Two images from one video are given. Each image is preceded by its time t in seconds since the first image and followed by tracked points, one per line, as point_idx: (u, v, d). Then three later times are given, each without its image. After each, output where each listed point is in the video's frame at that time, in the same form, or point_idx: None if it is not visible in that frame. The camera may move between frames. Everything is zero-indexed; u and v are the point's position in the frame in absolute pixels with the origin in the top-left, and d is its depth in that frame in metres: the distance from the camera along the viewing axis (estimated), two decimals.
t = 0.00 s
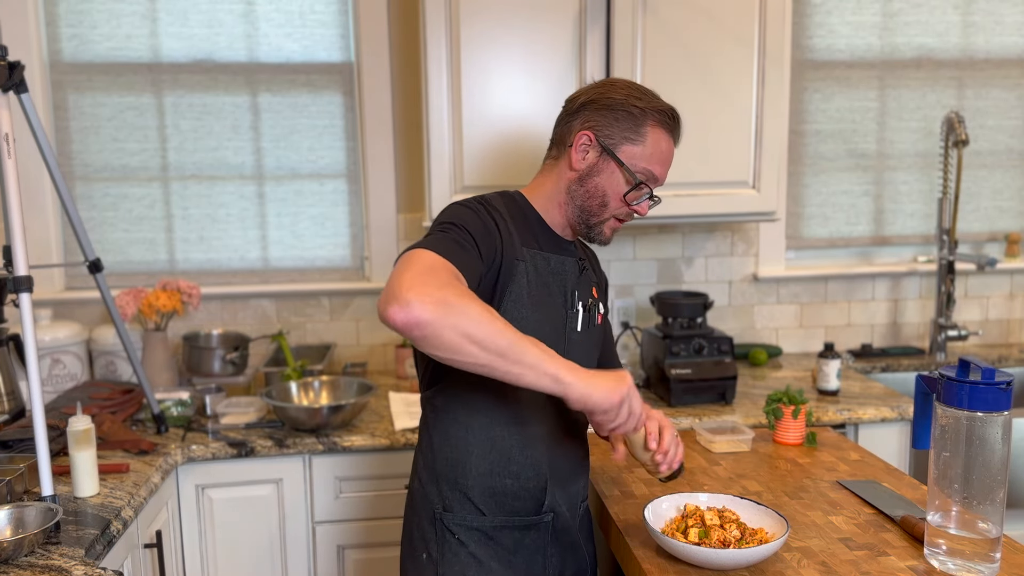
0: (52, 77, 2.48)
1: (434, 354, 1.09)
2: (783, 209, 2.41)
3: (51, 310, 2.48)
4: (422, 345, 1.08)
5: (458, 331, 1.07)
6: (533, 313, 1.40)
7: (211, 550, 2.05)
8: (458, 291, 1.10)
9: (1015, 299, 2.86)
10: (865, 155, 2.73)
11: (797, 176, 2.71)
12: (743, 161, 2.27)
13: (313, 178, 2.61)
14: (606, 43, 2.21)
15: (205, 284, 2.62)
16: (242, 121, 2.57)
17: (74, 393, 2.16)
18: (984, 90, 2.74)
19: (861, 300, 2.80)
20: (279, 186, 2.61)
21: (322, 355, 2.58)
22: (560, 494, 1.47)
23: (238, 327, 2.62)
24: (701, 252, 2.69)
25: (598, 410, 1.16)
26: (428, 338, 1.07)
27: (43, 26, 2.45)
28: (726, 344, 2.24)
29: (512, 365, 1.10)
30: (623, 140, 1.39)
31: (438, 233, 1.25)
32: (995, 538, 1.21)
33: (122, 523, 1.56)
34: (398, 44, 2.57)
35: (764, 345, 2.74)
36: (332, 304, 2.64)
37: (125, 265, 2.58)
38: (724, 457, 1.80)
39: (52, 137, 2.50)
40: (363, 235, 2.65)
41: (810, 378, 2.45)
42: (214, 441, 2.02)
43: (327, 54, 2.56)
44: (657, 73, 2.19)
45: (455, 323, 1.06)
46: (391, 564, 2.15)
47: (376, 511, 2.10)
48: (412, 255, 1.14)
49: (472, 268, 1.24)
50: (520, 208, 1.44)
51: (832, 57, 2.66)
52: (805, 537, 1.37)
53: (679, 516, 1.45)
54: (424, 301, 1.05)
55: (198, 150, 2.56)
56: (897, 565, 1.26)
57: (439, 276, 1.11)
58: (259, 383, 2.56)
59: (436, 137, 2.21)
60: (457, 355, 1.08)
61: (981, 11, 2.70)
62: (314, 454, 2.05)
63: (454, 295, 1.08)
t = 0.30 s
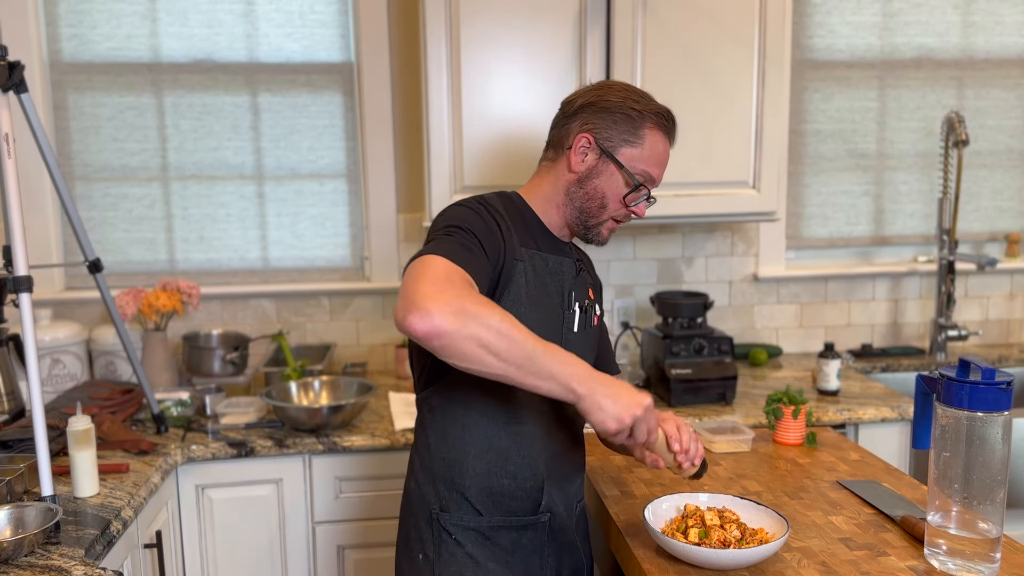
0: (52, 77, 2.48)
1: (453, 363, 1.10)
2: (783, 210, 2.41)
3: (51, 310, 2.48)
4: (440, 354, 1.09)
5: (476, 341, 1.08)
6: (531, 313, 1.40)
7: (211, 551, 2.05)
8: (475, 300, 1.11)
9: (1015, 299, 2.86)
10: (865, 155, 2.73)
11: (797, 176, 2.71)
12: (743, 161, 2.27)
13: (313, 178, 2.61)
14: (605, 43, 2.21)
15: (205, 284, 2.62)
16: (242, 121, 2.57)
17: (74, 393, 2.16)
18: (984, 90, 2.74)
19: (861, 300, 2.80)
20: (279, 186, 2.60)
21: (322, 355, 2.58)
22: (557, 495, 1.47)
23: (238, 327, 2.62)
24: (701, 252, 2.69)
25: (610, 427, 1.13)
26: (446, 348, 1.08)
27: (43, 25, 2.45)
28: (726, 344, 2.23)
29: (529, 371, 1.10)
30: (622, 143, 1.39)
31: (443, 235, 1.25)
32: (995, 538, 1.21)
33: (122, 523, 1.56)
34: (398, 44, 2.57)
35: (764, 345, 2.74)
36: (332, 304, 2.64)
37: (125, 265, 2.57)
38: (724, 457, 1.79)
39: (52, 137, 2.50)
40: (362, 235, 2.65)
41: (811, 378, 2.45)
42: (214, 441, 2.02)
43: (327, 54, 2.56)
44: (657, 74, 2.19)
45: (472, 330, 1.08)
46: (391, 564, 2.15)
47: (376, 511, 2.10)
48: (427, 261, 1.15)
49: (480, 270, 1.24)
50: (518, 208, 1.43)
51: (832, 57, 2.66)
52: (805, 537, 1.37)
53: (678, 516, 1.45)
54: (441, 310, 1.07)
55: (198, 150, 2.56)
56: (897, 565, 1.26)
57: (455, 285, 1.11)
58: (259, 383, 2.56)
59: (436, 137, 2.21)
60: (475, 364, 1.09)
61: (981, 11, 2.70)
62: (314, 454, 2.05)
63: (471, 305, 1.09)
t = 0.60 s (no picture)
0: (52, 77, 2.48)
1: (444, 357, 1.10)
2: (783, 210, 2.41)
3: (51, 310, 2.47)
4: (432, 349, 1.09)
5: (468, 336, 1.07)
6: (529, 312, 1.40)
7: (211, 550, 2.05)
8: (469, 295, 1.11)
9: (1015, 299, 2.86)
10: (865, 155, 2.73)
11: (797, 176, 2.71)
12: (743, 161, 2.27)
13: (313, 178, 2.61)
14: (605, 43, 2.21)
15: (205, 284, 2.62)
16: (242, 121, 2.57)
17: (74, 393, 2.16)
18: (984, 90, 2.74)
19: (861, 300, 2.80)
20: (279, 186, 2.60)
21: (322, 355, 2.58)
22: (556, 493, 1.48)
23: (238, 327, 2.62)
24: (701, 252, 2.69)
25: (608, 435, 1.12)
26: (437, 342, 1.08)
27: (43, 26, 2.45)
28: (726, 344, 2.23)
29: (524, 368, 1.10)
30: (620, 144, 1.39)
31: (442, 231, 1.25)
32: (995, 538, 1.21)
33: (122, 523, 1.56)
34: (398, 44, 2.57)
35: (764, 345, 2.74)
36: (332, 304, 2.64)
37: (125, 265, 2.58)
38: (724, 457, 1.80)
39: (52, 137, 2.50)
40: (363, 235, 2.65)
41: (810, 378, 2.45)
42: (214, 441, 2.02)
43: (327, 54, 2.56)
44: (657, 74, 2.19)
45: (466, 326, 1.07)
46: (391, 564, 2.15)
47: (376, 510, 2.10)
48: (425, 255, 1.15)
49: (476, 265, 1.24)
50: (517, 208, 1.43)
51: (832, 57, 2.66)
52: (805, 537, 1.37)
53: (678, 516, 1.45)
54: (435, 304, 1.07)
55: (198, 150, 2.56)
56: (897, 565, 1.26)
57: (449, 280, 1.11)
58: (259, 383, 2.56)
59: (436, 137, 2.21)
60: (467, 359, 1.08)
61: (981, 11, 2.70)
62: (314, 454, 2.05)
63: (465, 299, 1.09)
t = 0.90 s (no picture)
0: (52, 77, 2.48)
1: (424, 368, 1.10)
2: (783, 210, 2.41)
3: (51, 310, 2.48)
4: (411, 362, 1.09)
5: (444, 342, 1.07)
6: (524, 314, 1.40)
7: (211, 551, 2.05)
8: (439, 302, 1.10)
9: (1015, 299, 2.86)
10: (865, 155, 2.73)
11: (797, 176, 2.71)
12: (743, 161, 2.27)
13: (313, 178, 2.61)
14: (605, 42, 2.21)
15: (205, 284, 2.62)
16: (242, 121, 2.56)
17: (74, 393, 2.16)
18: (984, 90, 2.74)
19: (861, 300, 2.80)
20: (279, 186, 2.60)
21: (322, 355, 2.58)
22: (554, 496, 1.47)
23: (238, 327, 2.62)
24: (701, 252, 2.69)
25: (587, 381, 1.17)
26: (414, 355, 1.07)
27: (43, 26, 2.45)
28: (726, 344, 2.24)
29: (501, 363, 1.10)
30: (613, 141, 1.38)
31: (420, 241, 1.25)
32: (995, 538, 1.21)
33: (123, 522, 1.56)
34: (398, 44, 2.57)
35: (764, 345, 2.74)
36: (332, 304, 2.64)
37: (125, 265, 2.57)
38: (724, 457, 1.80)
39: (52, 137, 2.50)
40: (362, 235, 2.65)
41: (810, 378, 2.45)
42: (214, 441, 2.01)
43: (327, 54, 2.56)
44: (657, 74, 2.19)
45: (440, 332, 1.07)
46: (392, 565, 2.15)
47: (376, 511, 2.11)
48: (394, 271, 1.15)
49: (458, 272, 1.23)
50: (510, 209, 1.44)
51: (832, 57, 2.66)
52: (805, 537, 1.37)
53: (678, 516, 1.45)
54: (405, 319, 1.06)
55: (198, 150, 2.56)
56: (897, 565, 1.26)
57: (419, 290, 1.11)
58: (258, 383, 2.56)
59: (435, 137, 2.21)
60: (446, 366, 1.08)
61: (981, 11, 2.70)
62: (314, 454, 2.05)
63: (435, 308, 1.08)
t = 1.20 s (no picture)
0: (52, 77, 2.48)
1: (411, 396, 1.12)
2: (783, 210, 2.41)
3: (51, 310, 2.48)
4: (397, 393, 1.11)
5: (430, 378, 1.09)
6: (522, 316, 1.40)
7: (211, 551, 2.05)
8: (425, 332, 1.10)
9: (1015, 299, 2.86)
10: (864, 155, 2.73)
11: (797, 176, 2.71)
12: (743, 161, 2.27)
13: (313, 178, 2.61)
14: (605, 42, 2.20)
15: (205, 284, 2.62)
16: (242, 121, 2.56)
17: (74, 393, 2.16)
18: (984, 90, 2.74)
19: (861, 300, 2.80)
20: (279, 186, 2.61)
21: (322, 355, 2.58)
22: (558, 496, 1.48)
23: (238, 327, 2.62)
24: (701, 252, 2.69)
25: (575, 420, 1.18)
26: (399, 389, 1.09)
27: (43, 26, 2.45)
28: (726, 344, 2.24)
29: (488, 387, 1.13)
30: (599, 137, 1.37)
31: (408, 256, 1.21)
32: (995, 538, 1.21)
33: (122, 523, 1.56)
34: (398, 43, 2.57)
35: (764, 345, 2.74)
36: (332, 304, 2.64)
37: (125, 265, 2.57)
38: (725, 457, 1.80)
39: (52, 137, 2.50)
40: (362, 235, 2.65)
41: (810, 378, 2.45)
42: (214, 441, 2.01)
43: (327, 54, 2.56)
44: (657, 74, 2.19)
45: (425, 369, 1.08)
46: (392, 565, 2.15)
47: (376, 510, 2.11)
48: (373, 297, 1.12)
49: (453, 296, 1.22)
50: (501, 209, 1.43)
51: (832, 57, 2.66)
52: (805, 537, 1.37)
53: (678, 516, 1.45)
54: (390, 358, 1.06)
55: (198, 150, 2.56)
56: (897, 565, 1.26)
57: (403, 321, 1.10)
58: (258, 383, 2.56)
59: (435, 138, 2.22)
60: (432, 396, 1.11)
61: (981, 11, 2.70)
62: (314, 454, 2.05)
63: (421, 342, 1.09)
